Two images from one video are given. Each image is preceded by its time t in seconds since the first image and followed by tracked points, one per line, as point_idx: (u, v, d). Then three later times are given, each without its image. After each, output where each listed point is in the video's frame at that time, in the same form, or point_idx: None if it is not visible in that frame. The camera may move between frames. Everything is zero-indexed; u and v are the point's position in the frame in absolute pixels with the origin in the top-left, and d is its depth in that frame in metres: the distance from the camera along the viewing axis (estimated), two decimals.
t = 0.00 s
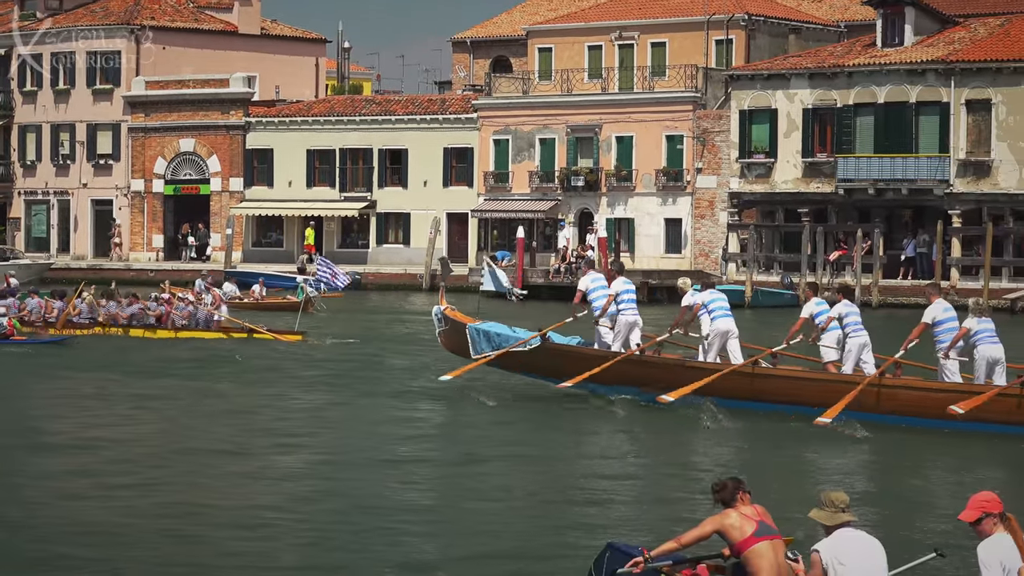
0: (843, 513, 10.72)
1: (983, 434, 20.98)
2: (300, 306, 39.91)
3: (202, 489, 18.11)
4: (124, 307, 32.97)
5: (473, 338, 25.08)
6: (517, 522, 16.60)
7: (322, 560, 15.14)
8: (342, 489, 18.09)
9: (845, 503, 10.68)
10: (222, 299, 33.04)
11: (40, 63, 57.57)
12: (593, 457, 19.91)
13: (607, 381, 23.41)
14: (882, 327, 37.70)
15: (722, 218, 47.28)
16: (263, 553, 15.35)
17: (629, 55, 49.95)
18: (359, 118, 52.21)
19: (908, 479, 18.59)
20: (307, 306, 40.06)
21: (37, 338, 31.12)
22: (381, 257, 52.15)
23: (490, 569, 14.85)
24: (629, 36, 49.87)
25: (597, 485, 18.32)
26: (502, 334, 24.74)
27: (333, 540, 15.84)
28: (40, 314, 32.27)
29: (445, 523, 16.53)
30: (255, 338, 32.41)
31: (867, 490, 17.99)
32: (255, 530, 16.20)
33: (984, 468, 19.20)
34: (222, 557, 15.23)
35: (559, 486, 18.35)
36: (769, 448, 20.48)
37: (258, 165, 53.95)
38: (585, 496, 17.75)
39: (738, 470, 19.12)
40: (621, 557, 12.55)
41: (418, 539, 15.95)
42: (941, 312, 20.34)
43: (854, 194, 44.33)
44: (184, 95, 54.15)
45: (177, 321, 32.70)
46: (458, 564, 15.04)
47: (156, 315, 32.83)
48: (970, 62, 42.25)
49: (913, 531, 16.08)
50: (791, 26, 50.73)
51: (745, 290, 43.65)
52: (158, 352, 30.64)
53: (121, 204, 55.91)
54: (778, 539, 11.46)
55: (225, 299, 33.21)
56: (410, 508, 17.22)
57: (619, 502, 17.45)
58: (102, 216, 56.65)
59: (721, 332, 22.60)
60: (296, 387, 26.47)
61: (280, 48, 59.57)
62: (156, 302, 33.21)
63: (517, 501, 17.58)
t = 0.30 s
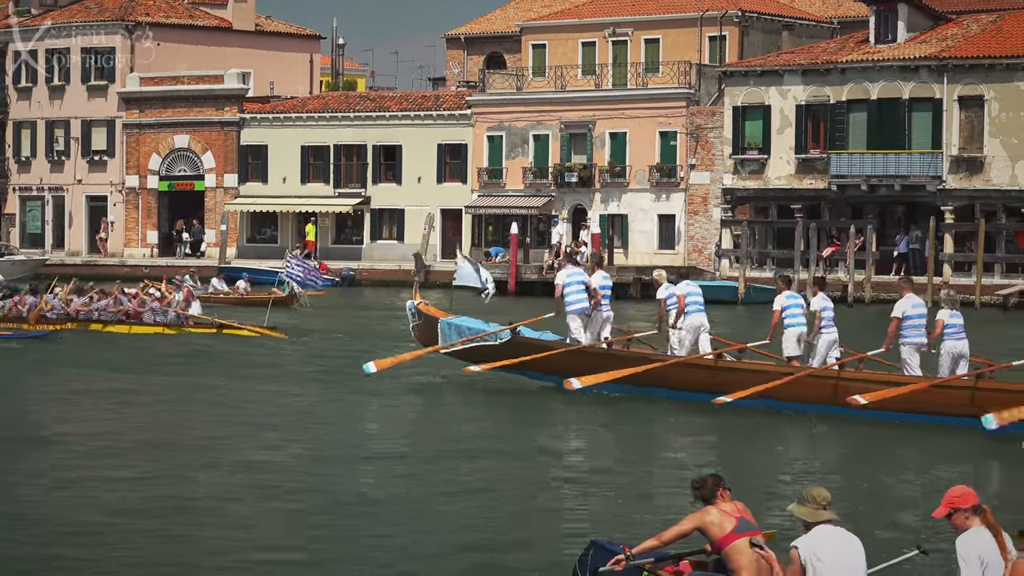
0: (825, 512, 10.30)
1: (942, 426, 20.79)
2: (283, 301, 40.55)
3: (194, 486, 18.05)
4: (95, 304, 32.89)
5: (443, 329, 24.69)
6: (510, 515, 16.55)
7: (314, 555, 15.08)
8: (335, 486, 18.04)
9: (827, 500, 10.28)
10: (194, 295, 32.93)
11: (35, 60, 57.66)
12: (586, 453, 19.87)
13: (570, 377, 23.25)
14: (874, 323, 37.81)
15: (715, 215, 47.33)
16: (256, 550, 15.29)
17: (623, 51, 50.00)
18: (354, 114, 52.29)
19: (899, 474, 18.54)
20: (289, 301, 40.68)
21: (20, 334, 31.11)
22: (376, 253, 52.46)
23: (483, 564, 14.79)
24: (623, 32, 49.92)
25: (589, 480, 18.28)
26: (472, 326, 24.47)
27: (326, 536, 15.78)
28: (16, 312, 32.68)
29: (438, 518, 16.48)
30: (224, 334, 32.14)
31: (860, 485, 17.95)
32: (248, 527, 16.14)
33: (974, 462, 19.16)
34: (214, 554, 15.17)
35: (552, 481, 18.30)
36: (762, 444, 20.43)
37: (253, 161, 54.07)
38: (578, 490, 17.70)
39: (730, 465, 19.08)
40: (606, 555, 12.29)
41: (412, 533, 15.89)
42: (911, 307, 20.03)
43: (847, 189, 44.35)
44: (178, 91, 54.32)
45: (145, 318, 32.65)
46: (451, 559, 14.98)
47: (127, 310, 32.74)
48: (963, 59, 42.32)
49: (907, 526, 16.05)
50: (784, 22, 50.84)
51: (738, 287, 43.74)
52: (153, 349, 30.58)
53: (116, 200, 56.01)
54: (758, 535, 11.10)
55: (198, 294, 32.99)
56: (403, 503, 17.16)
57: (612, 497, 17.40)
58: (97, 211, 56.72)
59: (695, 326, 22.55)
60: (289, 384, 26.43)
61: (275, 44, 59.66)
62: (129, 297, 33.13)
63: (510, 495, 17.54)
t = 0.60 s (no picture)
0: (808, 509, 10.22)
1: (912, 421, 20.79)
2: (270, 299, 40.72)
3: (192, 481, 18.07)
4: (69, 300, 32.83)
5: (418, 327, 24.43)
6: (509, 510, 16.56)
7: (314, 548, 15.13)
8: (333, 481, 18.06)
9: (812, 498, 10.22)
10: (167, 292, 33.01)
11: (32, 58, 57.74)
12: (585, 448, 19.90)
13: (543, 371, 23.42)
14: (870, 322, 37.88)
15: (711, 213, 47.46)
16: (254, 543, 15.31)
17: (619, 49, 50.06)
18: (351, 112, 52.40)
19: (892, 468, 18.59)
20: (277, 298, 40.89)
21: (8, 329, 31.16)
22: (372, 252, 52.39)
23: (481, 556, 14.83)
24: (619, 31, 50.03)
25: (588, 474, 18.31)
26: (446, 321, 24.20)
27: (325, 530, 15.81)
28: None
29: (435, 512, 16.50)
30: (195, 331, 32.45)
31: (856, 480, 17.98)
32: (248, 521, 16.16)
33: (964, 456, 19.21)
34: (214, 546, 15.19)
35: (551, 476, 18.34)
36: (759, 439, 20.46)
37: (250, 159, 54.25)
38: (576, 486, 17.70)
39: (726, 462, 19.09)
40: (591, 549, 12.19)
41: (410, 526, 15.93)
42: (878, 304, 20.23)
43: (842, 188, 44.36)
44: (175, 89, 54.43)
45: (120, 313, 32.65)
46: (450, 551, 15.02)
47: (102, 307, 32.72)
48: (958, 58, 42.40)
49: (900, 521, 16.08)
50: (781, 21, 50.92)
51: (734, 285, 43.82)
52: (148, 346, 30.58)
53: (113, 197, 56.10)
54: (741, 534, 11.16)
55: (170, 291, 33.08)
56: (400, 498, 17.19)
57: (609, 491, 17.44)
58: (94, 209, 56.82)
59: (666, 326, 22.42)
60: (286, 381, 26.46)
61: (272, 42, 59.73)
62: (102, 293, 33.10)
63: (508, 489, 17.57)
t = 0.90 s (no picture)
0: (796, 505, 10.14)
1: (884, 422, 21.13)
2: (260, 298, 40.77)
3: (190, 478, 18.10)
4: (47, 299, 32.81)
5: (399, 326, 24.60)
6: (504, 506, 16.60)
7: (311, 543, 15.16)
8: (329, 478, 18.10)
9: (799, 494, 10.13)
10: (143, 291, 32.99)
11: (31, 57, 57.76)
12: (581, 446, 19.95)
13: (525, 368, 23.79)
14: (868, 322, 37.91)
15: (710, 212, 47.49)
16: (251, 538, 15.34)
17: (617, 48, 50.07)
18: (349, 111, 52.45)
19: (884, 465, 18.68)
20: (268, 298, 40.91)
21: None
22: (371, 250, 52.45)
23: (478, 552, 14.86)
24: (617, 30, 50.03)
25: (583, 471, 18.38)
26: (426, 320, 24.38)
27: (322, 524, 15.84)
28: None
29: (431, 508, 16.55)
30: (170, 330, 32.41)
31: (850, 478, 18.04)
32: (245, 517, 16.20)
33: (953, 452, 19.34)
34: (212, 541, 15.22)
35: (547, 472, 18.39)
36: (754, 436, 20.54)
37: (249, 158, 54.35)
38: (571, 483, 17.76)
39: (719, 459, 19.16)
40: (581, 543, 12.07)
41: (407, 522, 15.96)
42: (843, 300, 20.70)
43: (840, 188, 44.42)
44: (174, 88, 54.47)
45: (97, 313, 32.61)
46: (447, 546, 15.06)
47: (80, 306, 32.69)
48: (956, 57, 42.42)
49: (893, 518, 16.15)
50: (778, 20, 50.92)
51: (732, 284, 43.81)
52: (145, 345, 30.63)
53: (111, 196, 56.14)
54: (731, 528, 11.10)
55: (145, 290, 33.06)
56: (397, 494, 17.23)
57: (604, 488, 17.50)
58: (92, 208, 56.85)
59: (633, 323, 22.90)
60: (283, 379, 26.50)
61: (269, 41, 59.75)
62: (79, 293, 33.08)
63: (504, 486, 17.63)
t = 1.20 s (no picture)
0: (784, 504, 10.16)
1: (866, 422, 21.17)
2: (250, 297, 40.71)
3: (188, 475, 18.01)
4: (21, 299, 32.53)
5: (384, 326, 25.18)
6: (500, 501, 16.55)
7: (308, 537, 15.06)
8: (328, 475, 18.02)
9: (789, 493, 10.16)
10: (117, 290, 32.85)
11: (29, 56, 57.74)
12: (580, 444, 19.87)
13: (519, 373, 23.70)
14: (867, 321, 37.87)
15: (709, 211, 47.44)
16: (249, 530, 15.30)
17: (617, 48, 50.05)
18: (349, 111, 52.39)
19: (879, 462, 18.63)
20: (257, 297, 40.82)
21: None
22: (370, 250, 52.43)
23: (472, 544, 14.81)
24: (617, 30, 50.02)
25: (580, 468, 18.35)
26: (410, 321, 24.89)
27: (320, 520, 15.73)
28: None
29: (430, 504, 16.45)
30: (146, 329, 32.29)
31: (848, 474, 18.02)
32: (243, 512, 16.10)
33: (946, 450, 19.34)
34: (209, 535, 15.11)
35: (546, 470, 18.30)
36: (752, 435, 20.46)
37: (248, 157, 54.33)
38: (567, 480, 17.73)
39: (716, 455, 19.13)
40: (572, 542, 11.75)
41: (407, 517, 15.87)
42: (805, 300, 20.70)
43: (840, 187, 44.33)
44: (173, 87, 54.45)
45: (71, 311, 32.38)
46: (446, 540, 14.95)
47: (54, 304, 32.45)
48: (956, 57, 42.35)
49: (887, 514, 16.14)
50: (778, 20, 50.88)
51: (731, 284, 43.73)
52: (143, 345, 30.59)
53: (111, 196, 56.13)
54: (721, 527, 10.93)
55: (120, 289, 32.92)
56: (396, 490, 17.14)
57: (602, 485, 17.47)
58: (92, 207, 56.84)
59: (606, 321, 22.97)
60: (283, 378, 26.42)
61: (269, 41, 59.73)
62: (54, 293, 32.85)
63: (501, 481, 17.61)
